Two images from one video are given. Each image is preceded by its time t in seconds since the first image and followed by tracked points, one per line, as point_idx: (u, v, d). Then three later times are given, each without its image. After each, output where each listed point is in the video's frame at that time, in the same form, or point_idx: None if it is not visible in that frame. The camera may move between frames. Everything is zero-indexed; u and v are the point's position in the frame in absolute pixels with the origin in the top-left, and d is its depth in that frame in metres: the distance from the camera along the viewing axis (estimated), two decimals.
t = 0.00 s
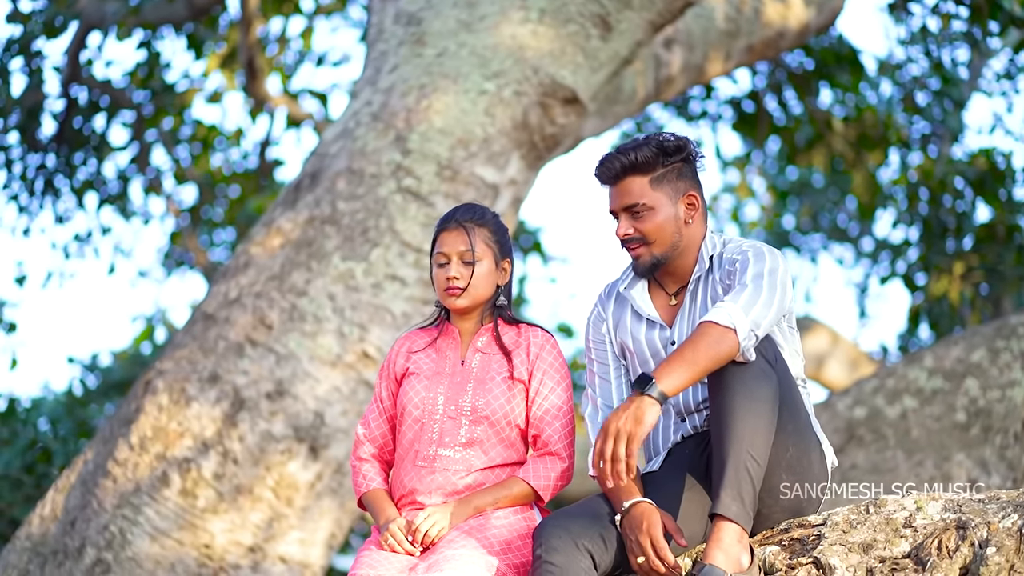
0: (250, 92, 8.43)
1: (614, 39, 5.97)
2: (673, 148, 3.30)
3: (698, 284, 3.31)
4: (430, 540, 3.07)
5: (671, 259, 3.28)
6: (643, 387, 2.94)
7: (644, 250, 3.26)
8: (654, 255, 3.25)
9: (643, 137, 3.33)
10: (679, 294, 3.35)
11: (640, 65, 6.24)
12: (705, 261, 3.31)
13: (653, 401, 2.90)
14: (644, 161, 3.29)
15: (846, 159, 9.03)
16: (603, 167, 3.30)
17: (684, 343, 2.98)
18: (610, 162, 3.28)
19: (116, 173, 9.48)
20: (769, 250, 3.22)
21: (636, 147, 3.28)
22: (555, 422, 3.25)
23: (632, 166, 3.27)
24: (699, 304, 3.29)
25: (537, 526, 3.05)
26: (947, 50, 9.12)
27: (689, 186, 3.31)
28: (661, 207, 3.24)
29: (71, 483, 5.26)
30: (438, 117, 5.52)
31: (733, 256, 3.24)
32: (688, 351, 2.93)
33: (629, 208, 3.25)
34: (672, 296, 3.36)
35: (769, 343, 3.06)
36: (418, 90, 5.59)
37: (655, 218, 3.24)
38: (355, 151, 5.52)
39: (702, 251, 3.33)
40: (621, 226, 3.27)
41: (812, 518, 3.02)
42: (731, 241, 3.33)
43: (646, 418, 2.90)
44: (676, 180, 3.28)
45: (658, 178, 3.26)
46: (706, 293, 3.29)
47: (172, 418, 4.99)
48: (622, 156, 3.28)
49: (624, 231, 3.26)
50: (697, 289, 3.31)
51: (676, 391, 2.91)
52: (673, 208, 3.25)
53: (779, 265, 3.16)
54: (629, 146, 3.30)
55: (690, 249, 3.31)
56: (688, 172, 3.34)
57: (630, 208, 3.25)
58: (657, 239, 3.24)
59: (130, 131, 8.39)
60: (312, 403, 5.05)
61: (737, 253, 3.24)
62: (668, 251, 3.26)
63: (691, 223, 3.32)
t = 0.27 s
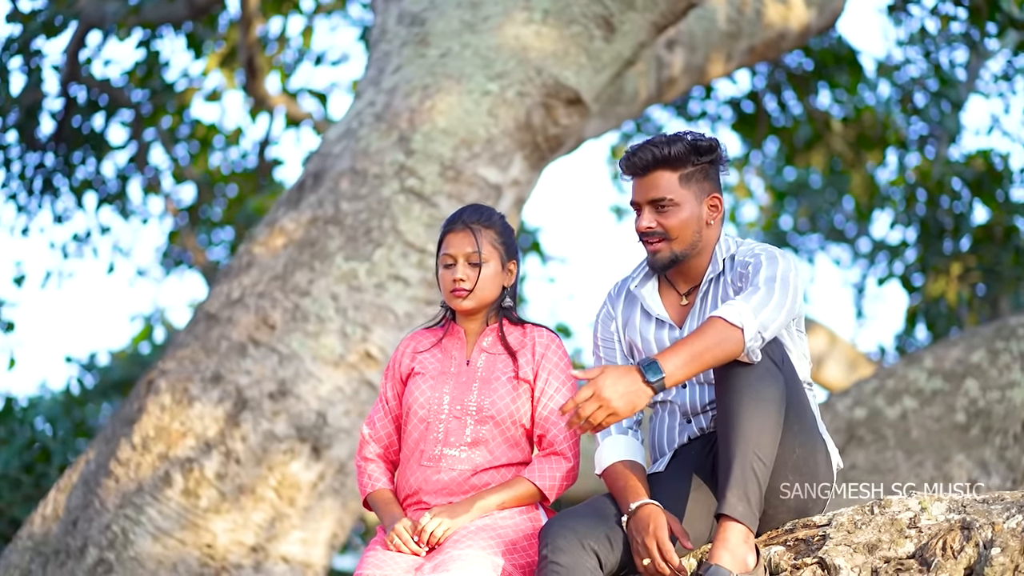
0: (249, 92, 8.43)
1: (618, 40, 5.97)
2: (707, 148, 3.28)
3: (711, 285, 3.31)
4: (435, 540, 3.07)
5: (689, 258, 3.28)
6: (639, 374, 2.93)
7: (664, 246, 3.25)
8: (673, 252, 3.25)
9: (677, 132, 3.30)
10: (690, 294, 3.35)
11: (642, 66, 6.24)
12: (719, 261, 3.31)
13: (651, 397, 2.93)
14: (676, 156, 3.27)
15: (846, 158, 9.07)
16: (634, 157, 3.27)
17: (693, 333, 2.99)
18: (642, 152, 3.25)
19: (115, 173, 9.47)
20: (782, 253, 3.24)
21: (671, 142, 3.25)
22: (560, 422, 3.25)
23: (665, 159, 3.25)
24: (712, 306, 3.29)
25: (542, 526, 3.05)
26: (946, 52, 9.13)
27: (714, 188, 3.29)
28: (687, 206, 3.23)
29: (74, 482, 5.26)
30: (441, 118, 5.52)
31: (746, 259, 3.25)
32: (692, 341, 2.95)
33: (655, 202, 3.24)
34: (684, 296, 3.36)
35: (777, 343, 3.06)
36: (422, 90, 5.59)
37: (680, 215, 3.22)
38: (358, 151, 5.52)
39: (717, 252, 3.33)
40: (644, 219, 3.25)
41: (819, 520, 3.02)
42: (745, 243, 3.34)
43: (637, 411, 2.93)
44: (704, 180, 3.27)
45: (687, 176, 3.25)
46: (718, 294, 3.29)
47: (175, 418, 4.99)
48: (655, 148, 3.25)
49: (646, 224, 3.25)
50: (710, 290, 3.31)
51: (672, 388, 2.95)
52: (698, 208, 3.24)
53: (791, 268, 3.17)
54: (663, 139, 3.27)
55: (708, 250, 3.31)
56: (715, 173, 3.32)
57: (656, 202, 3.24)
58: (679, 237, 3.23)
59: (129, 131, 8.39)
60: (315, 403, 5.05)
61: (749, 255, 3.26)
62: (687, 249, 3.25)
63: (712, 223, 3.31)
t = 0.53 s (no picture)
0: (208, 91, 8.38)
1: (581, 42, 6.00)
2: (697, 152, 3.33)
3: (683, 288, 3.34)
4: (403, 541, 3.09)
5: (665, 258, 3.32)
6: (603, 339, 2.95)
7: (644, 244, 3.28)
8: (652, 250, 3.28)
9: (669, 133, 3.34)
10: (661, 295, 3.39)
11: (604, 68, 6.28)
12: (692, 264, 3.34)
13: (602, 365, 2.96)
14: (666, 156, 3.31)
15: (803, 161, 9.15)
16: (625, 151, 3.29)
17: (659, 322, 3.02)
18: (635, 148, 3.28)
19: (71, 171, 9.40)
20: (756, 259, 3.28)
21: (663, 141, 3.29)
22: (527, 423, 3.28)
23: (656, 157, 3.28)
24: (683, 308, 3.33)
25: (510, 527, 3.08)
26: (901, 56, 9.25)
27: (696, 193, 3.34)
28: (672, 207, 3.27)
29: (34, 482, 5.23)
30: (405, 119, 5.53)
31: (721, 263, 3.29)
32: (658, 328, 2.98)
33: (641, 199, 3.27)
34: (655, 297, 3.39)
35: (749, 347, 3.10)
36: (386, 91, 5.60)
37: (664, 215, 3.26)
38: (322, 152, 5.52)
39: (690, 255, 3.36)
40: (628, 214, 3.28)
41: (783, 520, 3.02)
42: (718, 247, 3.37)
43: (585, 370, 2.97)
44: (689, 184, 3.31)
45: (674, 177, 3.29)
46: (691, 297, 3.33)
47: (137, 418, 4.95)
48: (648, 145, 3.28)
49: (629, 220, 3.28)
50: (682, 293, 3.35)
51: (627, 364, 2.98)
52: (681, 210, 3.29)
53: (766, 274, 3.22)
54: (655, 137, 3.30)
55: (684, 253, 3.35)
56: (698, 178, 3.37)
57: (642, 199, 3.27)
58: (660, 237, 3.27)
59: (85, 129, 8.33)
60: (277, 403, 5.05)
61: (723, 258, 3.30)
62: (665, 250, 3.29)
63: (690, 227, 3.36)
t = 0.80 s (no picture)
0: (174, 89, 8.34)
1: (553, 42, 6.03)
2: (683, 154, 3.37)
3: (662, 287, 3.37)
4: (381, 540, 3.11)
5: (646, 256, 3.34)
6: (590, 331, 2.98)
7: (626, 239, 3.31)
8: (634, 246, 3.31)
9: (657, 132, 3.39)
10: (640, 293, 3.42)
11: (574, 68, 6.31)
12: (672, 262, 3.38)
13: (583, 355, 3.00)
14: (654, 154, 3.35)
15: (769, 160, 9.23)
16: (613, 146, 3.34)
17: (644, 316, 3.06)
18: (624, 143, 3.33)
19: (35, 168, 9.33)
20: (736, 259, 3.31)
21: (651, 139, 3.33)
22: (504, 422, 3.30)
23: (644, 153, 3.32)
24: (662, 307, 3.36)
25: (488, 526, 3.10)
26: (865, 57, 9.34)
27: (680, 194, 3.38)
28: (656, 204, 3.31)
29: (3, 481, 5.20)
30: (377, 118, 5.54)
31: (701, 263, 3.32)
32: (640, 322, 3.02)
33: (626, 194, 3.31)
34: (633, 295, 3.43)
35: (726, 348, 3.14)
36: (358, 90, 5.61)
37: (648, 211, 3.30)
38: (294, 151, 5.51)
39: (669, 254, 3.40)
40: (612, 208, 3.31)
41: (760, 520, 3.07)
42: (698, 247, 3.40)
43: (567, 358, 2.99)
44: (673, 184, 3.36)
45: (660, 175, 3.33)
46: (669, 296, 3.36)
47: (109, 416, 4.94)
48: (636, 142, 3.33)
49: (614, 214, 3.31)
50: (661, 292, 3.38)
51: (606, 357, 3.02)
52: (665, 208, 3.33)
53: (744, 276, 3.25)
54: (644, 135, 3.35)
55: (665, 253, 3.39)
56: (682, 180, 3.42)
57: (627, 194, 3.31)
58: (643, 233, 3.30)
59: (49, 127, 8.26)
60: (249, 402, 5.05)
61: (703, 258, 3.34)
62: (647, 247, 3.32)
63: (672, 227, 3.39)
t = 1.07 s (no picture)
0: (165, 88, 8.33)
1: (550, 43, 6.05)
2: (688, 154, 3.40)
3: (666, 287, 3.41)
4: (386, 538, 3.13)
5: (651, 255, 3.37)
6: (594, 328, 2.98)
7: (633, 239, 3.33)
8: (640, 246, 3.33)
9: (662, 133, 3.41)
10: (644, 293, 3.44)
11: (570, 69, 6.33)
12: (677, 262, 3.42)
13: (589, 352, 3.00)
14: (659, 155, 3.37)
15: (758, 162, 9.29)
16: (620, 146, 3.35)
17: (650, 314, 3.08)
18: (631, 143, 3.34)
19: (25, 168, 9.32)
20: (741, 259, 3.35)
21: (658, 139, 3.35)
22: (508, 421, 3.32)
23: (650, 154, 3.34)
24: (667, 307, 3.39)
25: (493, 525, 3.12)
26: (854, 58, 9.38)
27: (683, 194, 3.41)
28: (662, 204, 3.33)
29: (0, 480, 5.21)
30: (375, 118, 5.56)
31: (706, 263, 3.35)
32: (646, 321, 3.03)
33: (633, 194, 3.33)
34: (638, 295, 3.45)
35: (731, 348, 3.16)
36: (356, 90, 5.62)
37: (654, 211, 3.32)
38: (291, 150, 5.53)
39: (674, 254, 3.43)
40: (619, 209, 3.33)
41: (764, 519, 3.10)
42: (703, 247, 3.43)
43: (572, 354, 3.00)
44: (677, 184, 3.39)
45: (666, 176, 3.35)
46: (674, 295, 3.39)
47: (107, 415, 4.96)
48: (643, 142, 3.35)
49: (620, 214, 3.32)
50: (666, 292, 3.41)
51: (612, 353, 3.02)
52: (670, 208, 3.35)
53: (749, 276, 3.29)
54: (650, 136, 3.37)
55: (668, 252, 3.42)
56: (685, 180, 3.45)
57: (633, 194, 3.33)
58: (649, 233, 3.33)
59: (39, 126, 8.25)
60: (247, 401, 5.06)
61: (708, 258, 3.37)
62: (653, 247, 3.35)
63: (676, 227, 3.43)
